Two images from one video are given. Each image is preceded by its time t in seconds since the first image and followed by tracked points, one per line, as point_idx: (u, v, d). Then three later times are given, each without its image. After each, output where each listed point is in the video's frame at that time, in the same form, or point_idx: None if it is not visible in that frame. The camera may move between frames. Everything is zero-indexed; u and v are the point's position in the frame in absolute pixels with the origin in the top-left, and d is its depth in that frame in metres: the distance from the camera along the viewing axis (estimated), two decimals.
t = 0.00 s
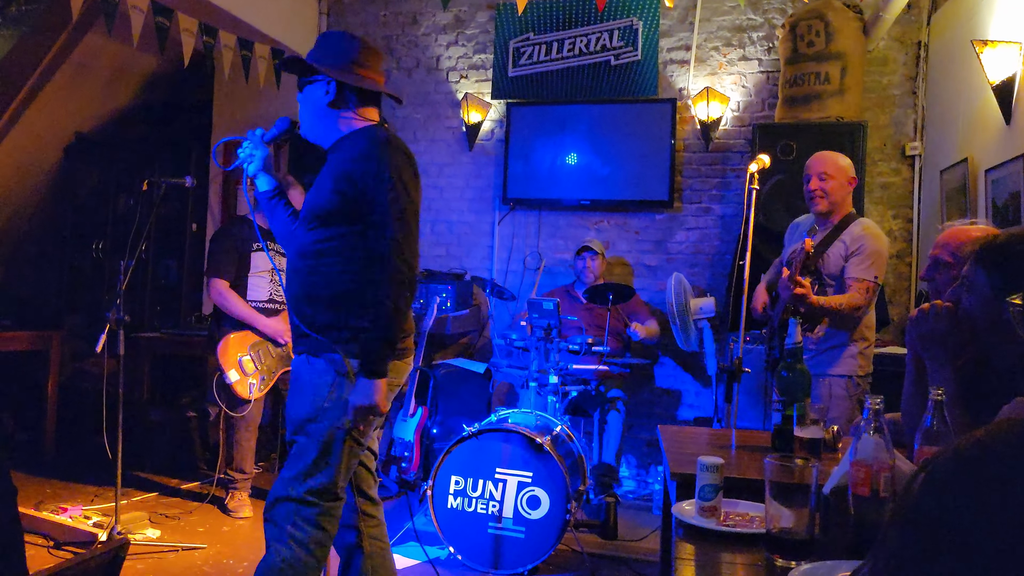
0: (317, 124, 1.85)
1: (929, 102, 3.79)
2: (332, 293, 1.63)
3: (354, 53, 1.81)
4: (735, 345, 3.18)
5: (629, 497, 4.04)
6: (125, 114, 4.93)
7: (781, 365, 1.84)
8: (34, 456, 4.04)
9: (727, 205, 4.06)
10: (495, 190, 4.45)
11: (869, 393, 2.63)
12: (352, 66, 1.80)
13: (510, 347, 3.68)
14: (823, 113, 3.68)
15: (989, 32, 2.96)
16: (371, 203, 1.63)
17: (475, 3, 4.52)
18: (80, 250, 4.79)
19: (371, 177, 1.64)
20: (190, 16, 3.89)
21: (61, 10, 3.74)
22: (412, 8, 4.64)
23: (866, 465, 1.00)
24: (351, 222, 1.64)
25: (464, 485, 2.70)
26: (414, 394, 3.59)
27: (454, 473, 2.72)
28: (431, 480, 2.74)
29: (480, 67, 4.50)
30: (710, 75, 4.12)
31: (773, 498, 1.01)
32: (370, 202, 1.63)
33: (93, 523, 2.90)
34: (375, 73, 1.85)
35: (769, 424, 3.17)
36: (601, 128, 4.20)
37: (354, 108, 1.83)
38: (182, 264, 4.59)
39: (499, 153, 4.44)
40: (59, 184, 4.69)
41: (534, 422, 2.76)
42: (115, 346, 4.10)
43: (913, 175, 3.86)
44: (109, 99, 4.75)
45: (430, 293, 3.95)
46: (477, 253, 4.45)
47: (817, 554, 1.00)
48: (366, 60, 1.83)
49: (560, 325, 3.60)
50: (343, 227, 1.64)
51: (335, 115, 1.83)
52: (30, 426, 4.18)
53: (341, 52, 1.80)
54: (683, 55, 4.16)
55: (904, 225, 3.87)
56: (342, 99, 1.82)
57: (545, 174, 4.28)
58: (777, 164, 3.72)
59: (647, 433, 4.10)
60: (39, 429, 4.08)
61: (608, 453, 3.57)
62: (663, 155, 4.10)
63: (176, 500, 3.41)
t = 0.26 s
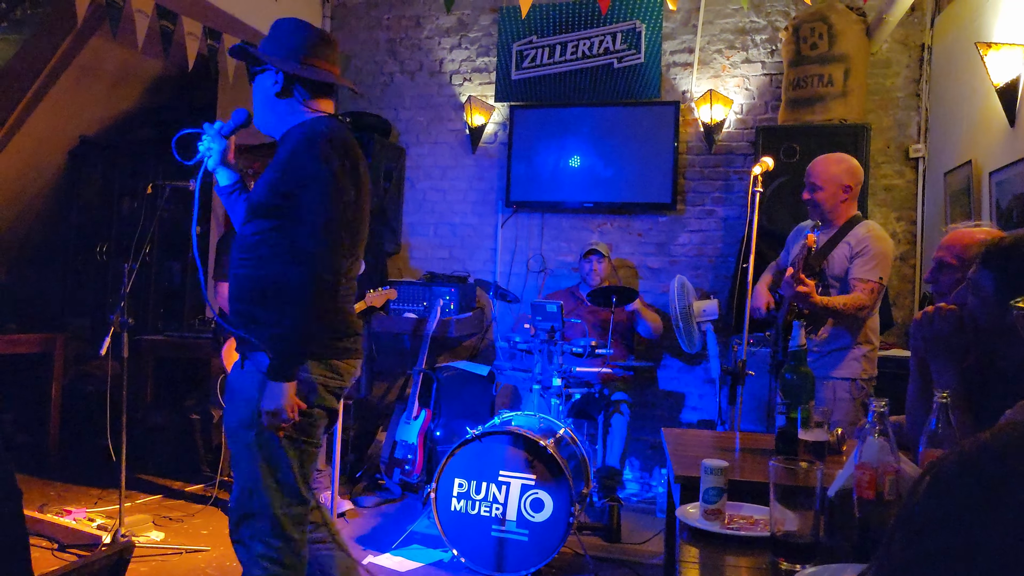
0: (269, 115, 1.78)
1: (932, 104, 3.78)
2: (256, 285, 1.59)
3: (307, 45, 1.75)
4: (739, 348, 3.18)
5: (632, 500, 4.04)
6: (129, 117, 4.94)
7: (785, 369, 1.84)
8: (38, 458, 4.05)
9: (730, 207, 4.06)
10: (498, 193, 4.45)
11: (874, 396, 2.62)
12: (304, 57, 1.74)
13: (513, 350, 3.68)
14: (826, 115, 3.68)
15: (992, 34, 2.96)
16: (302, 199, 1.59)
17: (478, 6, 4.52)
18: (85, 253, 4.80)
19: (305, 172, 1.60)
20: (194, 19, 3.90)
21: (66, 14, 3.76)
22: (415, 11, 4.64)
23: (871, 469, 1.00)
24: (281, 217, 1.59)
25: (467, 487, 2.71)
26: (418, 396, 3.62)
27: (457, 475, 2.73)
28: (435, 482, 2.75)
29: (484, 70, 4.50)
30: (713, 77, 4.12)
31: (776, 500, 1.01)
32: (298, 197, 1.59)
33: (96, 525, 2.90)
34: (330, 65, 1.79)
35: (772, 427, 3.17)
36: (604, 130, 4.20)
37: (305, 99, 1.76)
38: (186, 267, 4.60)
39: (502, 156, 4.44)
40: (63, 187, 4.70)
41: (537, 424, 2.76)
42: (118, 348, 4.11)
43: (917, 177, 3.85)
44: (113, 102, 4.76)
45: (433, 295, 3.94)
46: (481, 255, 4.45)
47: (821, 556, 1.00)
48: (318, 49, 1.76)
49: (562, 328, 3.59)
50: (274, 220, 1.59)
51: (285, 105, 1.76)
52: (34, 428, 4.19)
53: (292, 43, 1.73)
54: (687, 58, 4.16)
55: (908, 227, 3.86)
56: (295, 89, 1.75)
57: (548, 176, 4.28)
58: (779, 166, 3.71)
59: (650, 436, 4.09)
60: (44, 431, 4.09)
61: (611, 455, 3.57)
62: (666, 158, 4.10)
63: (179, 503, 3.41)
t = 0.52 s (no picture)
0: (228, 115, 1.81)
1: (936, 109, 3.78)
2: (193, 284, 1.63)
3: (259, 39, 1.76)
4: (744, 353, 3.17)
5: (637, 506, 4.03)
6: (135, 124, 4.96)
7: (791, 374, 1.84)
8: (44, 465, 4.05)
9: (734, 212, 4.06)
10: (502, 198, 4.46)
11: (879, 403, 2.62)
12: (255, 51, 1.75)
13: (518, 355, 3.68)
14: (830, 120, 3.68)
15: (997, 38, 2.96)
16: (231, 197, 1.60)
17: (482, 12, 4.53)
18: (90, 260, 4.82)
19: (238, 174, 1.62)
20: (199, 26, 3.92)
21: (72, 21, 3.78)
22: (419, 16, 4.65)
23: (877, 474, 1.00)
24: (217, 217, 1.62)
25: (472, 493, 2.71)
26: (423, 402, 3.65)
27: (462, 481, 2.73)
28: (440, 488, 2.75)
29: (488, 76, 4.51)
30: (717, 82, 4.12)
31: (781, 505, 1.05)
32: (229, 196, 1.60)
33: (101, 532, 2.91)
34: (287, 58, 1.79)
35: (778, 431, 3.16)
36: (608, 135, 4.21)
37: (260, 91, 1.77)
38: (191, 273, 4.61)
39: (506, 162, 4.45)
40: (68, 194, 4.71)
41: (541, 430, 2.77)
42: (124, 354, 4.11)
43: (922, 181, 3.85)
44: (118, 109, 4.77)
45: (438, 301, 3.93)
46: (485, 260, 4.46)
47: (827, 562, 1.00)
48: (271, 42, 1.77)
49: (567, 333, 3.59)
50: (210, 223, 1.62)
51: (242, 99, 1.77)
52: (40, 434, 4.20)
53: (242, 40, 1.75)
54: (690, 63, 4.17)
55: (912, 231, 3.86)
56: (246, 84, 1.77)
57: (552, 181, 4.29)
58: (784, 169, 3.70)
59: (654, 441, 4.09)
60: (50, 437, 4.10)
61: (616, 461, 3.56)
62: (671, 163, 4.10)
63: (184, 509, 3.41)
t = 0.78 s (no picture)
0: (191, 125, 1.91)
1: (942, 112, 3.78)
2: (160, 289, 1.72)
3: (212, 52, 1.88)
4: (750, 358, 3.17)
5: (644, 511, 4.02)
6: (141, 132, 4.98)
7: (798, 379, 1.84)
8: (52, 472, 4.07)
9: (740, 217, 4.06)
10: (507, 204, 4.46)
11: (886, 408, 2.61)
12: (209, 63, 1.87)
13: (524, 360, 3.67)
14: (836, 125, 3.68)
15: (1003, 41, 2.95)
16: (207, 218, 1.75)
17: (487, 18, 4.55)
18: (97, 267, 4.83)
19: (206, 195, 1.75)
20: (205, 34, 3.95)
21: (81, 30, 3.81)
22: (424, 23, 4.66)
23: (885, 480, 1.01)
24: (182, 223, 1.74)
25: (478, 499, 2.70)
26: (429, 408, 3.66)
27: (468, 487, 2.73)
28: (446, 494, 2.75)
29: (492, 82, 4.52)
30: (722, 87, 4.13)
31: (788, 513, 1.05)
32: (205, 218, 1.74)
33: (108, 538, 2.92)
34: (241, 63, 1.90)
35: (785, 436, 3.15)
36: (613, 141, 4.21)
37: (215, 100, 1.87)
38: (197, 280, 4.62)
39: (511, 167, 4.46)
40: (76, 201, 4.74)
41: (548, 436, 2.79)
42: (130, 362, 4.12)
43: (928, 185, 3.84)
44: (125, 117, 4.81)
45: (444, 307, 3.96)
46: (490, 266, 4.46)
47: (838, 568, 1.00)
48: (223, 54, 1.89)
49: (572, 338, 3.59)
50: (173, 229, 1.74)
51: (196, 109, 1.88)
52: (47, 441, 4.21)
53: (197, 53, 1.87)
54: (695, 68, 4.17)
55: (919, 236, 3.85)
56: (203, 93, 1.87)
57: (557, 187, 4.29)
58: (789, 175, 3.72)
59: (661, 446, 4.08)
60: (57, 445, 4.11)
61: (622, 466, 3.55)
62: (676, 169, 4.10)
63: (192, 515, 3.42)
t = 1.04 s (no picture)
0: (163, 141, 1.95)
1: (949, 115, 3.76)
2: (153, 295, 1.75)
3: (186, 68, 1.92)
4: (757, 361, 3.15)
5: (652, 517, 4.01)
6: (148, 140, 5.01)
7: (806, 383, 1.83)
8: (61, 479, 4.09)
9: (746, 221, 4.05)
10: (513, 210, 4.46)
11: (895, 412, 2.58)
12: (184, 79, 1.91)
13: (531, 366, 3.67)
14: (842, 128, 3.68)
15: (1009, 43, 2.94)
16: (197, 231, 1.81)
17: (492, 24, 4.55)
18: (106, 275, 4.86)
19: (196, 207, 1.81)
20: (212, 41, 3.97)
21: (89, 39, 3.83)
22: (429, 30, 4.68)
23: (892, 484, 0.99)
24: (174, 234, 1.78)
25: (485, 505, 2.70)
26: (435, 414, 3.67)
27: (475, 493, 2.73)
28: (454, 500, 2.75)
29: (498, 87, 4.53)
30: (728, 91, 4.12)
31: (797, 518, 1.07)
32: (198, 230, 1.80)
33: (117, 545, 2.93)
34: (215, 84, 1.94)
35: (793, 440, 3.15)
36: (619, 146, 4.21)
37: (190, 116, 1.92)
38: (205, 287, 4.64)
39: (517, 173, 4.46)
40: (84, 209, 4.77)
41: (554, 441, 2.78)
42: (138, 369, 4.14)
43: (935, 188, 3.82)
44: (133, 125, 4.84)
45: (450, 312, 3.98)
46: (497, 271, 4.46)
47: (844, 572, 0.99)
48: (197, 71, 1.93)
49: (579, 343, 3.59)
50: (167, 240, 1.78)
51: (171, 124, 1.92)
52: (57, 448, 4.23)
53: (174, 69, 1.90)
54: (701, 72, 4.17)
55: (926, 239, 3.83)
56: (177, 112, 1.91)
57: (563, 192, 4.29)
58: (796, 179, 3.69)
59: (669, 451, 4.07)
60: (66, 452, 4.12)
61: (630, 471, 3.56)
62: (682, 173, 4.09)
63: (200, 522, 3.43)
